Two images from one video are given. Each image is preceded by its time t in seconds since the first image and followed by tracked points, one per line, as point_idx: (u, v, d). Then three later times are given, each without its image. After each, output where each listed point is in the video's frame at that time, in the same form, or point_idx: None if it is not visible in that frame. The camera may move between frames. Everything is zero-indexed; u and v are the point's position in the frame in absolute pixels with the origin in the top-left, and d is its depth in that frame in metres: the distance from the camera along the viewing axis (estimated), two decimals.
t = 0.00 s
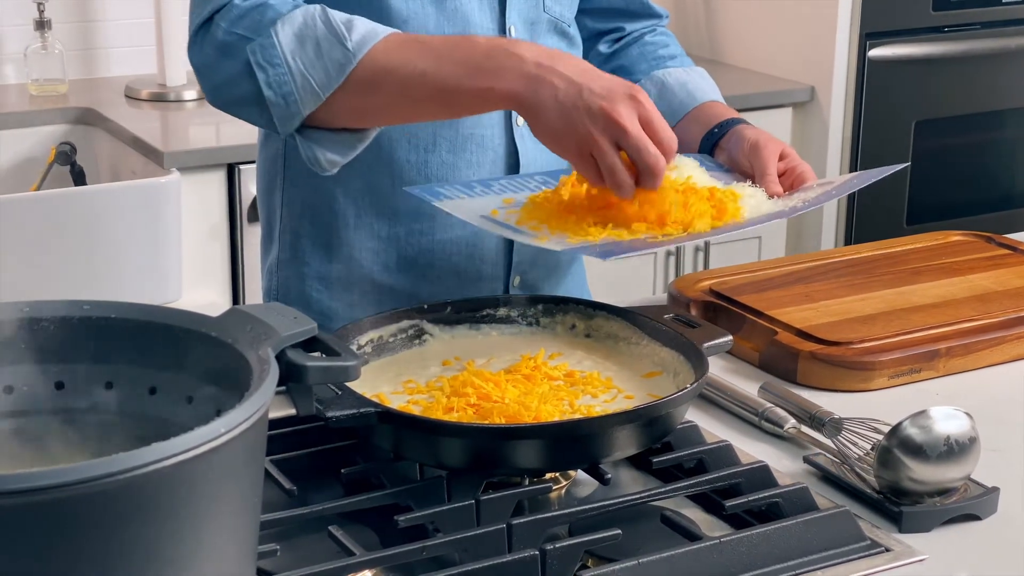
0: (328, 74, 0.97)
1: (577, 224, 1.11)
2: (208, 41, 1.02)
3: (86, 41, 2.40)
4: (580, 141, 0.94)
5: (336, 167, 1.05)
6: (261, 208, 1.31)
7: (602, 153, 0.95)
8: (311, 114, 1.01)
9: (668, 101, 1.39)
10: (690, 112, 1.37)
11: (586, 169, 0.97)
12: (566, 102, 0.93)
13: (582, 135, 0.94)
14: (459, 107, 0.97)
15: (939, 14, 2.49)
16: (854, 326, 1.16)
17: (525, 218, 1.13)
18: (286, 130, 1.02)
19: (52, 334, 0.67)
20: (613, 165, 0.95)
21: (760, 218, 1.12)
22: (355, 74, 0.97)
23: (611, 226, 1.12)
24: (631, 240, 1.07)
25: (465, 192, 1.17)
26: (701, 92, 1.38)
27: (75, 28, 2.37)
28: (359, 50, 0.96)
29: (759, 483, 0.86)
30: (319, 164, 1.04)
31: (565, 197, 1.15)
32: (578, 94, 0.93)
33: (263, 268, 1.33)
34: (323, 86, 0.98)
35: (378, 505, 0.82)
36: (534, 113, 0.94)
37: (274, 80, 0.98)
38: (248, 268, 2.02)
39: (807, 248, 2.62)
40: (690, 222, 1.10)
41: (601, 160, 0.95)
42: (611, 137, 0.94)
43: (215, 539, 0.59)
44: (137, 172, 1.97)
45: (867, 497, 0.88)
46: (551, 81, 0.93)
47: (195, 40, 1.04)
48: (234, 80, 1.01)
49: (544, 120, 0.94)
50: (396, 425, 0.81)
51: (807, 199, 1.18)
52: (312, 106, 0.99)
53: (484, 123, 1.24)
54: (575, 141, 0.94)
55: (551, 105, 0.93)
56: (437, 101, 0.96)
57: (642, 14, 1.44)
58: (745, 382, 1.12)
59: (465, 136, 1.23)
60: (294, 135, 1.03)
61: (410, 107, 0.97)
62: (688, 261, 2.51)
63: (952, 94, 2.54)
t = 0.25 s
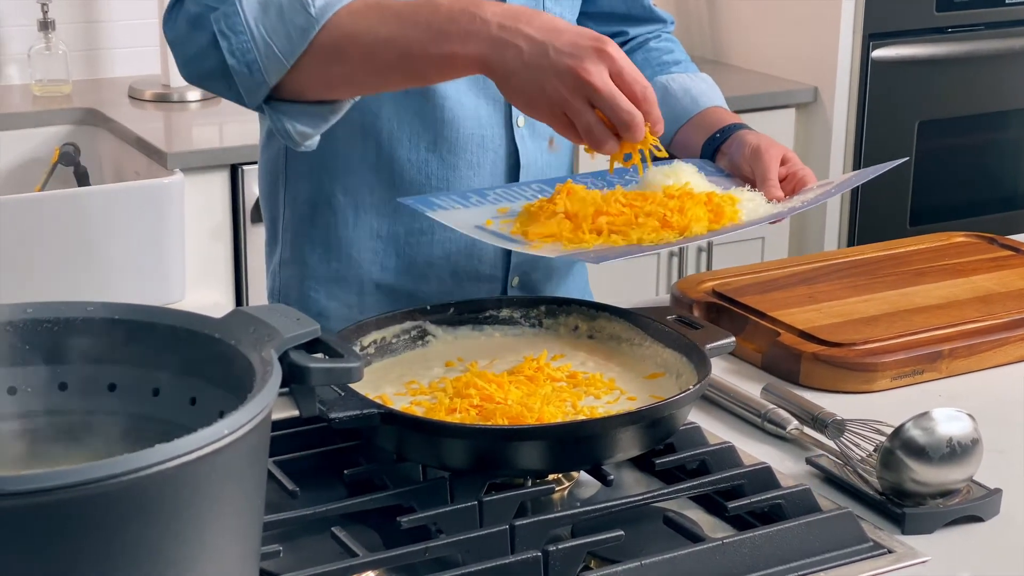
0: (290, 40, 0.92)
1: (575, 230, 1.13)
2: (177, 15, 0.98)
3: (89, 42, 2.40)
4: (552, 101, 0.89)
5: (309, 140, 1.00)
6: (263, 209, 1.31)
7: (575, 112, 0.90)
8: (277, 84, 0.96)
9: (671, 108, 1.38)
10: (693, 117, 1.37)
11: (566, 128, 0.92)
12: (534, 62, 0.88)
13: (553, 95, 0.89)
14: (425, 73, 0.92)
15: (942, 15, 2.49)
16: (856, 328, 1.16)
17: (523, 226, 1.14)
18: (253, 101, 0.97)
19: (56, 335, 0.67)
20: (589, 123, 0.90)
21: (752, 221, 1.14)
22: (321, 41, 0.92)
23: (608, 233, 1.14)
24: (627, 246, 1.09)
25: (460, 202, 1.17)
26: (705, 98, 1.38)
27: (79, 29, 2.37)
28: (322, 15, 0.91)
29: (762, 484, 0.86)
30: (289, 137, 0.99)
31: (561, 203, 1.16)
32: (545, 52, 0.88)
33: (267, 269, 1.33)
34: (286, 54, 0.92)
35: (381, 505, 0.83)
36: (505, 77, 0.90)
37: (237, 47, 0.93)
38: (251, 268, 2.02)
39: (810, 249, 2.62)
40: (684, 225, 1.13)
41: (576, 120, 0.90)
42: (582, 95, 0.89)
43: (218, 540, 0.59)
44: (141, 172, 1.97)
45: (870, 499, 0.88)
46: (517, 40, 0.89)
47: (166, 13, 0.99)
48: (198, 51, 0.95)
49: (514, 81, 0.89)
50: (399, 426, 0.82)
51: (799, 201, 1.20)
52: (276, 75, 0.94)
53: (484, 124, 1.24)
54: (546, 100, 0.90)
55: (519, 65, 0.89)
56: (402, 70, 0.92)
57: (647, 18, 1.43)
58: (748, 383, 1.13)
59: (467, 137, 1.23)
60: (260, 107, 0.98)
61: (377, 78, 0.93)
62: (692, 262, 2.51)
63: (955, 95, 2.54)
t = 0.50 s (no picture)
0: (259, 31, 0.89)
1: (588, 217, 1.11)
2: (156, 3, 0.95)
3: (92, 42, 2.40)
4: (508, 100, 0.87)
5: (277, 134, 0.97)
6: (266, 209, 1.31)
7: (529, 114, 0.87)
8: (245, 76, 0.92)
9: (671, 111, 1.40)
10: (693, 122, 1.39)
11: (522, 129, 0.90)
12: (492, 60, 0.85)
13: (508, 94, 0.86)
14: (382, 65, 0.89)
15: (946, 15, 2.49)
16: (859, 327, 1.16)
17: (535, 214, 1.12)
18: (221, 93, 0.93)
19: (57, 334, 0.67)
20: (544, 123, 0.87)
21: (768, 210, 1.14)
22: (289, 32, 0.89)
23: (621, 222, 1.13)
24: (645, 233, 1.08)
25: (471, 194, 1.17)
26: (704, 102, 1.40)
27: (82, 29, 2.38)
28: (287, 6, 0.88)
29: (765, 485, 0.86)
30: (260, 130, 0.95)
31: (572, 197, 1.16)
32: (503, 50, 0.85)
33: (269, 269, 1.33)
34: (254, 44, 0.89)
35: (383, 506, 0.82)
36: (463, 74, 0.87)
37: (206, 35, 0.90)
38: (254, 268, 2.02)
39: (814, 249, 2.62)
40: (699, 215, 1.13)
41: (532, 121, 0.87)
42: (538, 95, 0.86)
43: (220, 539, 0.59)
44: (143, 172, 1.97)
45: (873, 499, 0.88)
46: (475, 38, 0.86)
47: (147, 3, 0.97)
48: (170, 40, 0.92)
49: (471, 79, 0.87)
50: (401, 425, 0.82)
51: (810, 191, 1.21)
52: (245, 67, 0.91)
53: (489, 124, 1.24)
54: (501, 99, 0.87)
55: (478, 62, 0.86)
56: (364, 61, 0.89)
57: (647, 22, 1.42)
58: (751, 383, 1.12)
59: (471, 137, 1.23)
60: (230, 99, 0.95)
61: (341, 70, 0.90)
62: (695, 261, 2.51)
63: (959, 95, 2.54)
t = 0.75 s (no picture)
0: (247, 85, 0.89)
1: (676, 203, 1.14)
2: (160, 28, 0.98)
3: (96, 41, 2.40)
4: (467, 210, 0.79)
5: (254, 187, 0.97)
6: (273, 214, 1.31)
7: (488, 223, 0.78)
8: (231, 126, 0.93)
9: (669, 72, 1.42)
10: (694, 78, 1.40)
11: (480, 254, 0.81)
12: (456, 167, 0.79)
13: (467, 198, 0.78)
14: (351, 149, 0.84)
15: (950, 14, 2.49)
16: (865, 328, 1.16)
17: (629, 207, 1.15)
18: (206, 137, 0.95)
19: (62, 334, 0.67)
20: (501, 239, 0.78)
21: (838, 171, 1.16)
22: (273, 93, 0.88)
23: (707, 202, 1.15)
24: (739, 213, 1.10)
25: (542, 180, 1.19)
26: (701, 59, 1.41)
27: (86, 28, 2.38)
28: (278, 70, 0.88)
29: (769, 484, 0.86)
30: (235, 180, 0.96)
31: (652, 181, 1.18)
32: (469, 156, 0.79)
33: (273, 271, 1.33)
34: (239, 98, 0.90)
35: (388, 505, 0.82)
36: (423, 174, 0.80)
37: (197, 79, 0.92)
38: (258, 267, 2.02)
39: (818, 249, 2.61)
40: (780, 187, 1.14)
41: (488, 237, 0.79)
42: (500, 206, 0.78)
43: (224, 539, 0.59)
44: (147, 172, 1.97)
45: (878, 499, 0.88)
46: (447, 140, 0.80)
47: (150, 29, 1.00)
48: (167, 69, 0.95)
49: (430, 181, 0.80)
50: (405, 425, 0.82)
51: (860, 148, 1.23)
52: (227, 117, 0.92)
53: (498, 125, 1.23)
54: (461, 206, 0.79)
55: (440, 164, 0.79)
56: (336, 142, 0.84)
57: None
58: (755, 383, 1.12)
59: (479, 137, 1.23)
60: (212, 142, 0.96)
61: (312, 143, 0.86)
62: (698, 261, 2.51)
63: (963, 95, 2.53)
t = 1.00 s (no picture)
0: (271, 113, 0.89)
1: (723, 153, 1.18)
2: (182, 50, 0.97)
3: (101, 41, 2.40)
4: (495, 250, 0.78)
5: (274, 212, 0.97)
6: (282, 220, 1.31)
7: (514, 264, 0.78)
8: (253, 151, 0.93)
9: (667, 35, 1.44)
10: (694, 36, 1.43)
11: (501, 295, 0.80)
12: (482, 207, 0.79)
13: (494, 237, 0.78)
14: (375, 185, 0.83)
15: (955, 15, 2.48)
16: (870, 328, 1.16)
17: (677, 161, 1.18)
18: (228, 161, 0.94)
19: (68, 333, 0.67)
20: (528, 279, 0.77)
21: (875, 116, 1.21)
22: (296, 123, 0.88)
23: (751, 151, 1.19)
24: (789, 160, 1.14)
25: (579, 139, 1.20)
26: (696, 19, 1.44)
27: (90, 28, 2.38)
28: (303, 101, 0.87)
29: (775, 484, 0.86)
30: (252, 206, 0.97)
31: (694, 134, 1.21)
32: (495, 196, 0.79)
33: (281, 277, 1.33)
34: (263, 125, 0.90)
35: (394, 505, 0.82)
36: (447, 208, 0.79)
37: (220, 105, 0.91)
38: (262, 267, 2.02)
39: (822, 249, 2.61)
40: (823, 135, 1.18)
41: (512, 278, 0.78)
42: (527, 245, 0.77)
43: (231, 538, 0.59)
44: (151, 171, 1.97)
45: (885, 499, 0.87)
46: (473, 181, 0.80)
47: (173, 49, 0.99)
48: (192, 93, 0.95)
49: (453, 219, 0.79)
50: (410, 425, 0.81)
51: (885, 94, 1.28)
52: (251, 143, 0.91)
53: (507, 122, 1.23)
54: (486, 245, 0.78)
55: (464, 202, 0.79)
56: (361, 173, 0.84)
57: None
58: (761, 383, 1.12)
59: (488, 137, 1.22)
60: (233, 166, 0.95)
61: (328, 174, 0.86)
62: (703, 261, 2.51)
63: (968, 95, 2.53)
